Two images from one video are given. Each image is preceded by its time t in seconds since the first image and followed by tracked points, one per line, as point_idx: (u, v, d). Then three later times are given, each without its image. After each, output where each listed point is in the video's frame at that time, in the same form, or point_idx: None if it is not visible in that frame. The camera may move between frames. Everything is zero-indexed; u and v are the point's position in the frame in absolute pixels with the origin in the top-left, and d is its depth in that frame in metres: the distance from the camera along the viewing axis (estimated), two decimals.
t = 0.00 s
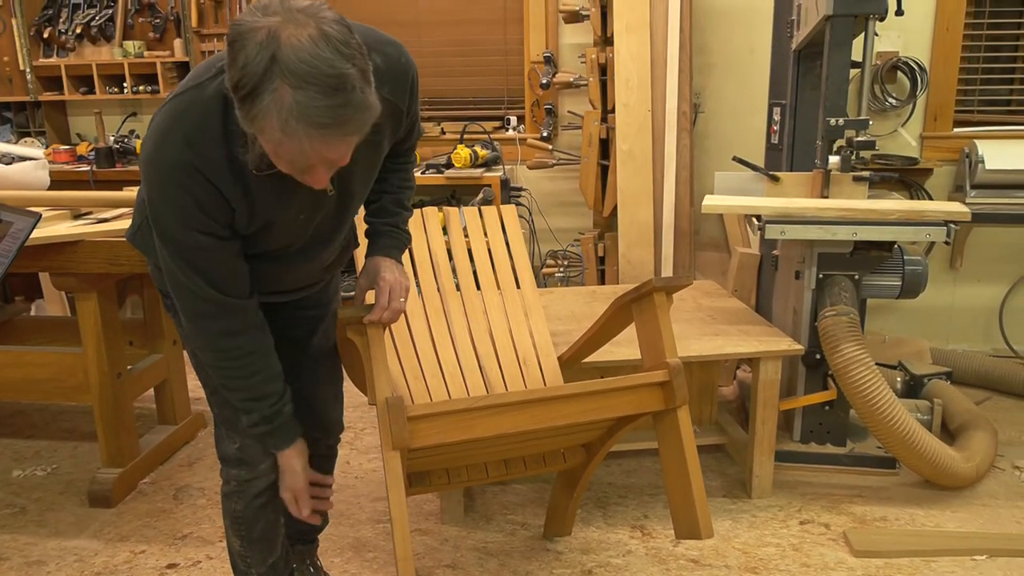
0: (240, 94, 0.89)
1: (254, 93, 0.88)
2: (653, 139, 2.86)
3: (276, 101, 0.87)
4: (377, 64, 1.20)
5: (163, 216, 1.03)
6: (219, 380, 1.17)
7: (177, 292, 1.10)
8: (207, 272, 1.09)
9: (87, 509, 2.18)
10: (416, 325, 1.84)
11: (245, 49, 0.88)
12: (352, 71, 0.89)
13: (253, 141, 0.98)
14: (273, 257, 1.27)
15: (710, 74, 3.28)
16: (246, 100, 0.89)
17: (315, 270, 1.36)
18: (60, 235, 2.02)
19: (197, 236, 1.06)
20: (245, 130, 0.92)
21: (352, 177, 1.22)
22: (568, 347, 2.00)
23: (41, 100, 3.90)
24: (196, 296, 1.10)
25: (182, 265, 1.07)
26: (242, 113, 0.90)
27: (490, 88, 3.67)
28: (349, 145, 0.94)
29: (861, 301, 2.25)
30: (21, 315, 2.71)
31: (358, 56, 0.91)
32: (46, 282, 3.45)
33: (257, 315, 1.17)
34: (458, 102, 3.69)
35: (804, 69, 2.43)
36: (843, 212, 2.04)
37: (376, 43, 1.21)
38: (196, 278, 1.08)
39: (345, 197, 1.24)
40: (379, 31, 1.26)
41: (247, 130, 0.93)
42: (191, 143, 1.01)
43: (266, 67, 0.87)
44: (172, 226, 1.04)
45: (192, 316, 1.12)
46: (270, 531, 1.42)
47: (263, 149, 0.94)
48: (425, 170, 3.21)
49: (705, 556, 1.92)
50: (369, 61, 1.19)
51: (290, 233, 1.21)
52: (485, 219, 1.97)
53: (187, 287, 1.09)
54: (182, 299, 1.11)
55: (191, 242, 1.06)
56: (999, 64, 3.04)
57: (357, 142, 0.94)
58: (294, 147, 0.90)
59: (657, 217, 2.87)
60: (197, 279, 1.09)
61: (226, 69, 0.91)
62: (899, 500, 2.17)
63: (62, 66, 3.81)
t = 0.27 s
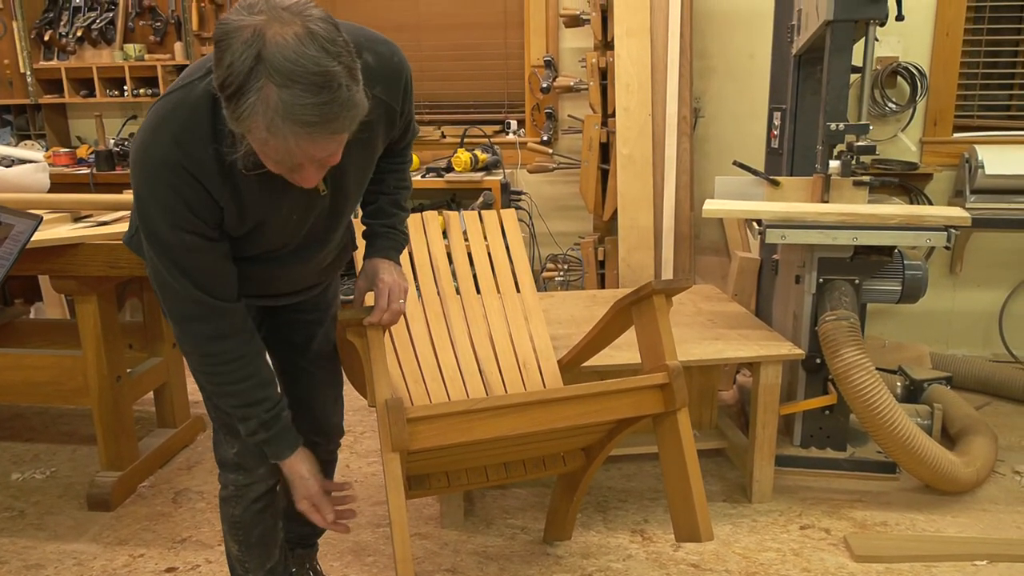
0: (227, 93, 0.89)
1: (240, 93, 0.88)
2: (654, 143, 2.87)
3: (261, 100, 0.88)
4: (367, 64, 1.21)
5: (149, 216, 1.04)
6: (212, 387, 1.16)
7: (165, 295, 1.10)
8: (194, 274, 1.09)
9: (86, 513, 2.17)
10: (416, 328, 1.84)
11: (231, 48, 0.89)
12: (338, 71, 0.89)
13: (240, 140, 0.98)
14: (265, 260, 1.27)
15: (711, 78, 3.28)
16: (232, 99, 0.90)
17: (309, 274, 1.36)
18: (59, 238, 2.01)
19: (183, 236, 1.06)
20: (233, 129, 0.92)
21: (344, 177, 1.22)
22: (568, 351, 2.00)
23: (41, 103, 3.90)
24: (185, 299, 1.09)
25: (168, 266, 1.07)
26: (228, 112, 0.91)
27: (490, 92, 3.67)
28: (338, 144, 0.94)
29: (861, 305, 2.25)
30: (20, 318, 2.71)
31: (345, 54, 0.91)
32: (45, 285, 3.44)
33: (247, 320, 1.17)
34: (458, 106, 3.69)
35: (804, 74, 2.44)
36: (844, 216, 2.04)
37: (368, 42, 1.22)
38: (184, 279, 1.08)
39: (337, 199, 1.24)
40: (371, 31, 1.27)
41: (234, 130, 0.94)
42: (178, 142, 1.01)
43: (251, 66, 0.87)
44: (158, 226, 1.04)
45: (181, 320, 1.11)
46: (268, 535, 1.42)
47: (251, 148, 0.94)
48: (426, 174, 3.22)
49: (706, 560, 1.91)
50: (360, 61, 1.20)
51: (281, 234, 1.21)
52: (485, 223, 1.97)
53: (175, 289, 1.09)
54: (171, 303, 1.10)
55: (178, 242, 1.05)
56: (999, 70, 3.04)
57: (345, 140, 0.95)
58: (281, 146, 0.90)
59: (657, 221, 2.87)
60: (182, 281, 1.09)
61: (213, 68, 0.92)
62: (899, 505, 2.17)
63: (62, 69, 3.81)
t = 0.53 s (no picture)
0: (216, 69, 0.89)
1: (229, 68, 0.88)
2: (654, 146, 2.87)
3: (251, 75, 0.87)
4: (360, 51, 1.21)
5: (142, 203, 1.04)
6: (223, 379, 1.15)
7: (166, 285, 1.10)
8: (195, 261, 1.09)
9: (86, 516, 2.17)
10: (417, 331, 1.84)
11: (219, 24, 0.88)
12: (328, 46, 0.89)
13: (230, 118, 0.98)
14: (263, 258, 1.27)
15: (711, 81, 3.28)
16: (222, 75, 0.89)
17: (309, 271, 1.36)
18: (59, 241, 2.01)
19: (177, 224, 1.06)
20: (222, 105, 0.92)
21: (339, 164, 1.22)
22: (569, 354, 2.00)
23: (41, 106, 3.91)
24: (188, 287, 1.10)
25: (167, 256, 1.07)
26: (217, 88, 0.91)
27: (491, 94, 3.67)
28: (328, 120, 0.94)
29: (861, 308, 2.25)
30: (20, 321, 2.70)
31: (334, 30, 0.91)
32: (45, 288, 3.44)
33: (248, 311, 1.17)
34: (458, 109, 3.70)
35: (804, 77, 2.44)
36: (845, 218, 2.04)
37: (359, 30, 1.22)
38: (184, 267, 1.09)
39: (333, 189, 1.24)
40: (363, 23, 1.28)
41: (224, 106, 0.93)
42: (168, 128, 1.02)
43: (239, 41, 0.87)
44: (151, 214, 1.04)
45: (185, 309, 1.11)
46: (267, 539, 1.41)
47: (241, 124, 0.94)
48: (426, 177, 3.22)
49: (707, 563, 1.91)
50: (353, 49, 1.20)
51: (278, 225, 1.21)
52: (485, 225, 1.96)
53: (177, 278, 1.09)
54: (174, 293, 1.10)
55: (171, 228, 1.06)
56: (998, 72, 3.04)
57: (335, 116, 0.95)
58: (271, 121, 0.90)
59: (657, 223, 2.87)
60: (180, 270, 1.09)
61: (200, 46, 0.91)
62: (900, 507, 2.16)
63: (63, 72, 3.81)
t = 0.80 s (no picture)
0: None
1: None
2: (656, 148, 2.87)
3: None
4: (358, 22, 1.22)
5: (115, 144, 1.02)
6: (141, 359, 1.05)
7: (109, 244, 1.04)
8: (154, 217, 1.05)
9: (86, 517, 2.16)
10: (421, 334, 1.84)
11: None
12: None
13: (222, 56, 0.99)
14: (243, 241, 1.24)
15: (713, 83, 3.28)
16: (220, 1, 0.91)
17: (304, 260, 1.32)
18: (62, 242, 2.01)
19: (154, 177, 1.04)
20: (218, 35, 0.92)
21: (330, 132, 1.22)
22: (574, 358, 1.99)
23: (43, 106, 3.91)
24: (128, 246, 1.03)
25: (134, 211, 1.03)
26: (214, 17, 0.91)
27: (493, 96, 3.68)
28: (322, 51, 0.94)
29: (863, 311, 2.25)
30: (21, 322, 2.70)
31: None
32: (47, 289, 3.44)
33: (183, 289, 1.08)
34: (461, 111, 3.71)
35: (807, 80, 2.44)
36: (848, 222, 2.03)
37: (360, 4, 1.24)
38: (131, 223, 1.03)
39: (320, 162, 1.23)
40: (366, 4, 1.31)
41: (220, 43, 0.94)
42: (159, 74, 1.03)
43: None
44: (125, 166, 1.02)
45: (120, 273, 1.04)
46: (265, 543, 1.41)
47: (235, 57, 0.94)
48: (427, 178, 3.22)
49: (708, 567, 1.91)
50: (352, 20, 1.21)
51: (261, 195, 1.18)
52: (490, 226, 1.95)
53: (118, 236, 1.03)
54: (112, 254, 1.04)
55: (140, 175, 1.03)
56: (1000, 76, 3.04)
57: (329, 48, 0.95)
58: (266, 43, 0.90)
59: (659, 226, 2.87)
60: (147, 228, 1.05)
61: None
62: (902, 511, 2.16)
63: (65, 72, 3.81)
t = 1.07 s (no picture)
0: None
1: None
2: (660, 149, 2.86)
3: None
4: None
5: (91, 86, 1.07)
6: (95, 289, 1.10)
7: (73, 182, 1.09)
8: (116, 163, 1.09)
9: (91, 520, 2.16)
10: (427, 337, 1.83)
11: None
12: None
13: None
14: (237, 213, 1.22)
15: (717, 85, 3.28)
16: None
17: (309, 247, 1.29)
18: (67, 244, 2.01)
19: (123, 122, 1.08)
20: None
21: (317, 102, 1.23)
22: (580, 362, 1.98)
23: (48, 109, 3.91)
24: (88, 186, 1.08)
25: (99, 153, 1.08)
26: None
27: (497, 98, 3.68)
28: None
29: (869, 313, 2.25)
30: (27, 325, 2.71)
31: None
32: (51, 292, 3.45)
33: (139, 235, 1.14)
34: (465, 113, 3.72)
35: (811, 81, 2.43)
36: (853, 223, 2.03)
37: None
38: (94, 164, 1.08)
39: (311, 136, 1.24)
40: None
41: None
42: (141, 25, 1.07)
43: None
44: (99, 109, 1.07)
45: (81, 210, 1.09)
46: (268, 546, 1.41)
47: None
48: (431, 181, 3.22)
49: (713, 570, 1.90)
50: None
51: (244, 160, 1.18)
52: (497, 226, 1.93)
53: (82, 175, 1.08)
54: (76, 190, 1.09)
55: (109, 119, 1.07)
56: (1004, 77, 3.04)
57: None
58: None
59: (663, 228, 2.87)
60: (112, 168, 1.09)
61: None
62: (907, 514, 2.15)
63: (70, 75, 3.82)
